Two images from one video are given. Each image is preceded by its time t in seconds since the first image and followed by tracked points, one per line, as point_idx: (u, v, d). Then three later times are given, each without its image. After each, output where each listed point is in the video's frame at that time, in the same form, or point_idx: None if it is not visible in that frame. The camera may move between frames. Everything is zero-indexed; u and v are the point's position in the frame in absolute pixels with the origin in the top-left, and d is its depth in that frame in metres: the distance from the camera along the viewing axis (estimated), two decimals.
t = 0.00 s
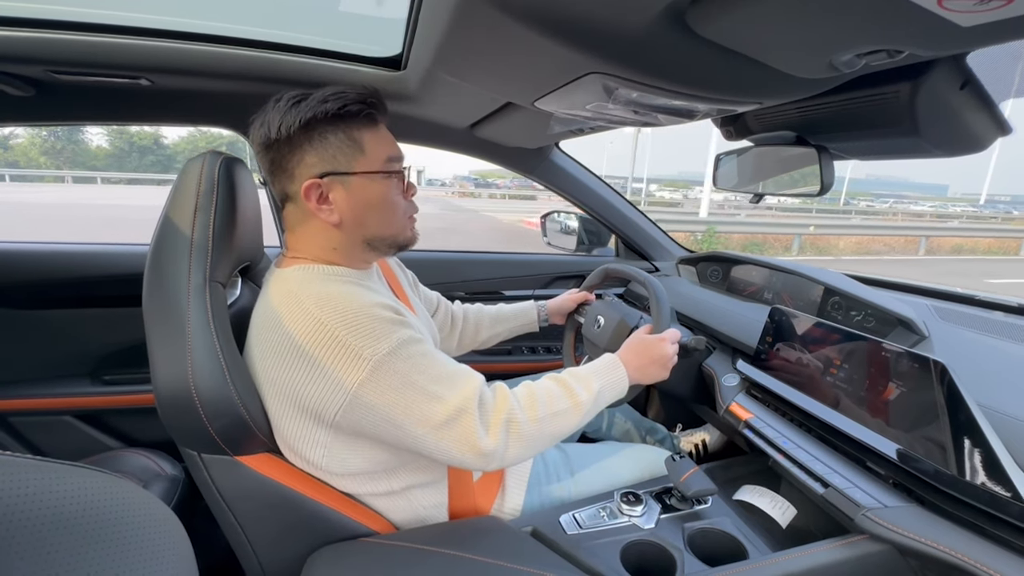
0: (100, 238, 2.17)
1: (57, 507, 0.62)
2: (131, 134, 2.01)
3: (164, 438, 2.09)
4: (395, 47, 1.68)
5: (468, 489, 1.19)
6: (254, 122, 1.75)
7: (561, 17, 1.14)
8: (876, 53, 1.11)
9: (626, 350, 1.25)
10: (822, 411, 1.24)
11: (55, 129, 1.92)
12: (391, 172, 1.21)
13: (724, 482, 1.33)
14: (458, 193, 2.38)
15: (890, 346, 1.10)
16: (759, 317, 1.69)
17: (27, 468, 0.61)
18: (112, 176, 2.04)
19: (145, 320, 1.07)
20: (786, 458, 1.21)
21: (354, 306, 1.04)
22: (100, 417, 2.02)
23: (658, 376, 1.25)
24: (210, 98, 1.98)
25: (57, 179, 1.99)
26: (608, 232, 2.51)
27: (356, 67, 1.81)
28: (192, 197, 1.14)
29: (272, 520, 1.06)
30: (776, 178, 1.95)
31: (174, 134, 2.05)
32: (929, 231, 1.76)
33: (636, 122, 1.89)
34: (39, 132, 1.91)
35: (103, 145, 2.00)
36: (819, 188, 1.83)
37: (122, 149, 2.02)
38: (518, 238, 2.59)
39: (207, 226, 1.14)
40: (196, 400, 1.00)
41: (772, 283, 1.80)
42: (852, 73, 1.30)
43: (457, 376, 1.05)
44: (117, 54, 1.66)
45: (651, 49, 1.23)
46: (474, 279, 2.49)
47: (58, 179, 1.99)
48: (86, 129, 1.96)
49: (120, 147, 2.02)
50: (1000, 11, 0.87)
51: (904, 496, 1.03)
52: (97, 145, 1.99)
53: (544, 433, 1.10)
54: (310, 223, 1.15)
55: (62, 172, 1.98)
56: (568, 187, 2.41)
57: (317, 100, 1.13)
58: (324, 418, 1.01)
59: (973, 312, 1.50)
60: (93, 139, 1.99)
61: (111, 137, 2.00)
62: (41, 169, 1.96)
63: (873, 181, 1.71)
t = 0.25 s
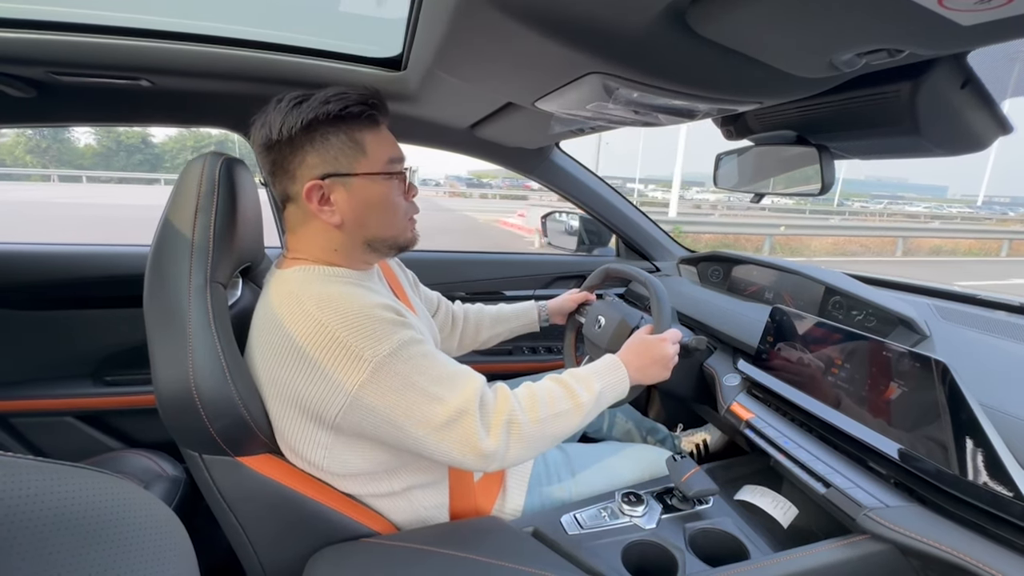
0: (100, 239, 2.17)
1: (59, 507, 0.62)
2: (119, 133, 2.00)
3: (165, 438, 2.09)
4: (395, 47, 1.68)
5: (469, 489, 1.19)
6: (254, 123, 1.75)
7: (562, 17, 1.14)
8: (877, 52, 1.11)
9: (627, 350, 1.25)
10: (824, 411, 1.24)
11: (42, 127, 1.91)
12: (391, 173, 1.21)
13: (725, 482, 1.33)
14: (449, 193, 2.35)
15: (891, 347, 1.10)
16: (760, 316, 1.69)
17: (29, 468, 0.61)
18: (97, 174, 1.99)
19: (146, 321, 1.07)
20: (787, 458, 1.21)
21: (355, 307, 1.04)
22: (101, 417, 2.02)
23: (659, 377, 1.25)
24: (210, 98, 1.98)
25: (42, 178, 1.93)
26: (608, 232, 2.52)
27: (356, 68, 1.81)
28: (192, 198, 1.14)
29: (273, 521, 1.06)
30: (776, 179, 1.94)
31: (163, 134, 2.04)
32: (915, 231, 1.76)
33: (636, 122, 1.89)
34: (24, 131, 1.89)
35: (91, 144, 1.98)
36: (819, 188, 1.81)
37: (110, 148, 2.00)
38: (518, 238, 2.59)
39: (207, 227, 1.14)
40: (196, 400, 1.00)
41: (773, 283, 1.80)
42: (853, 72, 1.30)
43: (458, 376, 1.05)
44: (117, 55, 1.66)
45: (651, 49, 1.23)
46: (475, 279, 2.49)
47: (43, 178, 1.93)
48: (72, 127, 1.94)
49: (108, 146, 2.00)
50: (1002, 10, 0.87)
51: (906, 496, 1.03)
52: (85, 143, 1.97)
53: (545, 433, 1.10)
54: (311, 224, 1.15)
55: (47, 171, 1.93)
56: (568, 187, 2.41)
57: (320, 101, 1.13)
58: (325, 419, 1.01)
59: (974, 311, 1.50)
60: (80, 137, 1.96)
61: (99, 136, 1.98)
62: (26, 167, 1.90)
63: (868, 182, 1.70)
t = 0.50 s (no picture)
0: (102, 238, 2.17)
1: (59, 507, 0.62)
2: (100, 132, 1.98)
3: (166, 437, 2.09)
4: (396, 47, 1.68)
5: (468, 489, 1.19)
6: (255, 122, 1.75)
7: (562, 17, 1.14)
8: (878, 53, 1.11)
9: (629, 347, 1.25)
10: (825, 412, 1.24)
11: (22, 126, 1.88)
12: (397, 174, 1.21)
13: (726, 483, 1.33)
14: (436, 192, 2.25)
15: (892, 347, 1.10)
16: (760, 316, 1.69)
17: (29, 467, 0.62)
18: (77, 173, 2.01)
19: (146, 321, 1.07)
20: (788, 458, 1.21)
21: (355, 305, 1.04)
22: (101, 416, 2.02)
23: (662, 373, 1.25)
24: (211, 98, 1.98)
25: (20, 177, 1.94)
26: (609, 232, 2.51)
27: (357, 68, 1.81)
28: (193, 198, 1.15)
29: (272, 520, 1.06)
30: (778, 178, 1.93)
31: (146, 133, 2.02)
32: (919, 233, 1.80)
33: (637, 122, 1.89)
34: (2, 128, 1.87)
35: (72, 143, 1.97)
36: (821, 188, 1.80)
37: (92, 147, 1.99)
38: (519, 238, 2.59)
39: (208, 226, 1.14)
40: (197, 400, 1.00)
41: (773, 283, 1.80)
42: (853, 72, 1.30)
43: (458, 373, 1.05)
44: (119, 55, 1.66)
45: (652, 49, 1.23)
46: (475, 279, 2.49)
47: (23, 176, 1.94)
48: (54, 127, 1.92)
49: (90, 145, 1.99)
50: (1003, 10, 0.87)
51: (906, 497, 1.03)
52: (66, 142, 1.96)
53: (546, 430, 1.10)
54: (316, 223, 1.15)
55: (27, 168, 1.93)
56: (569, 187, 2.41)
57: (328, 100, 1.13)
58: (325, 417, 1.01)
59: (974, 312, 1.50)
60: (61, 136, 1.95)
61: (80, 135, 1.96)
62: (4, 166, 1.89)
63: (870, 183, 1.74)
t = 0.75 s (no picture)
0: (101, 238, 2.17)
1: (58, 506, 0.62)
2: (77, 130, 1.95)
3: (165, 437, 2.09)
4: (396, 47, 1.68)
5: (468, 489, 1.19)
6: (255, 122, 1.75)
7: (562, 17, 1.14)
8: (878, 52, 1.11)
9: (631, 344, 1.25)
10: (824, 411, 1.24)
11: None
12: (396, 173, 1.21)
13: (725, 483, 1.33)
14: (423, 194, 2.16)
15: (891, 346, 1.10)
16: (760, 316, 1.69)
17: (28, 468, 0.61)
18: (49, 172, 1.99)
19: (145, 321, 1.07)
20: (788, 458, 1.20)
21: (354, 303, 1.04)
22: (101, 417, 2.02)
23: (664, 368, 1.25)
24: (211, 97, 1.98)
25: None
26: (609, 231, 2.49)
27: (357, 67, 1.81)
28: (192, 198, 1.15)
29: (272, 521, 1.06)
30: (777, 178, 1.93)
31: (123, 131, 2.00)
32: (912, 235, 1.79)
33: (637, 122, 1.89)
34: None
35: (49, 142, 1.95)
36: (821, 188, 1.79)
37: (68, 145, 1.97)
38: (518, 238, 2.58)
39: (207, 226, 1.14)
40: (196, 400, 1.00)
41: (772, 283, 1.80)
42: (853, 72, 1.30)
43: (459, 369, 1.05)
44: (118, 55, 1.66)
45: (652, 48, 1.23)
46: (475, 279, 2.49)
47: None
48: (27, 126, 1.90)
49: (67, 143, 1.97)
50: (1003, 10, 0.87)
51: (906, 496, 1.03)
52: (43, 141, 1.94)
53: (550, 424, 1.10)
54: (314, 223, 1.15)
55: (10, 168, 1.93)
56: (568, 187, 2.40)
57: (325, 100, 1.13)
58: (325, 415, 1.01)
59: (973, 312, 1.50)
60: (37, 135, 1.93)
61: (58, 134, 1.94)
62: None
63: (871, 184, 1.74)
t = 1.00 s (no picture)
0: (101, 238, 2.17)
1: (58, 506, 0.62)
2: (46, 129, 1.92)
3: (164, 438, 2.09)
4: (396, 47, 1.68)
5: (467, 489, 1.19)
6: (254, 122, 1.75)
7: (562, 17, 1.14)
8: (876, 53, 1.11)
9: (629, 347, 1.25)
10: (824, 411, 1.24)
11: None
12: (395, 172, 1.21)
13: (725, 483, 1.33)
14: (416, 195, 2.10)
15: (890, 346, 1.10)
16: (760, 316, 1.69)
17: (27, 468, 0.61)
18: (18, 171, 1.94)
19: (145, 321, 1.06)
20: (787, 458, 1.21)
21: (354, 304, 1.04)
22: (100, 417, 2.02)
23: (662, 372, 1.25)
24: (210, 97, 1.98)
25: None
26: (608, 231, 2.49)
27: (356, 67, 1.81)
28: (191, 197, 1.14)
29: (272, 521, 1.05)
30: (777, 178, 1.94)
31: (95, 130, 1.97)
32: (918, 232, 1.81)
33: (636, 122, 1.89)
34: None
35: (18, 139, 1.91)
36: (820, 187, 1.80)
37: (37, 143, 1.93)
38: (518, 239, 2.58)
39: (207, 226, 1.14)
40: (196, 401, 1.00)
41: (772, 283, 1.80)
42: (853, 72, 1.30)
43: (458, 371, 1.04)
44: (117, 55, 1.66)
45: (652, 49, 1.23)
46: (474, 279, 2.49)
47: None
48: None
49: (35, 142, 1.93)
50: (1002, 10, 0.87)
51: (905, 496, 1.03)
52: (10, 139, 1.89)
53: (547, 427, 1.10)
54: (313, 222, 1.15)
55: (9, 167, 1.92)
56: (568, 187, 2.40)
57: (323, 100, 1.13)
58: (324, 416, 1.01)
59: (973, 312, 1.50)
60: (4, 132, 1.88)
61: (27, 132, 1.90)
62: None
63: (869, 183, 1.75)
